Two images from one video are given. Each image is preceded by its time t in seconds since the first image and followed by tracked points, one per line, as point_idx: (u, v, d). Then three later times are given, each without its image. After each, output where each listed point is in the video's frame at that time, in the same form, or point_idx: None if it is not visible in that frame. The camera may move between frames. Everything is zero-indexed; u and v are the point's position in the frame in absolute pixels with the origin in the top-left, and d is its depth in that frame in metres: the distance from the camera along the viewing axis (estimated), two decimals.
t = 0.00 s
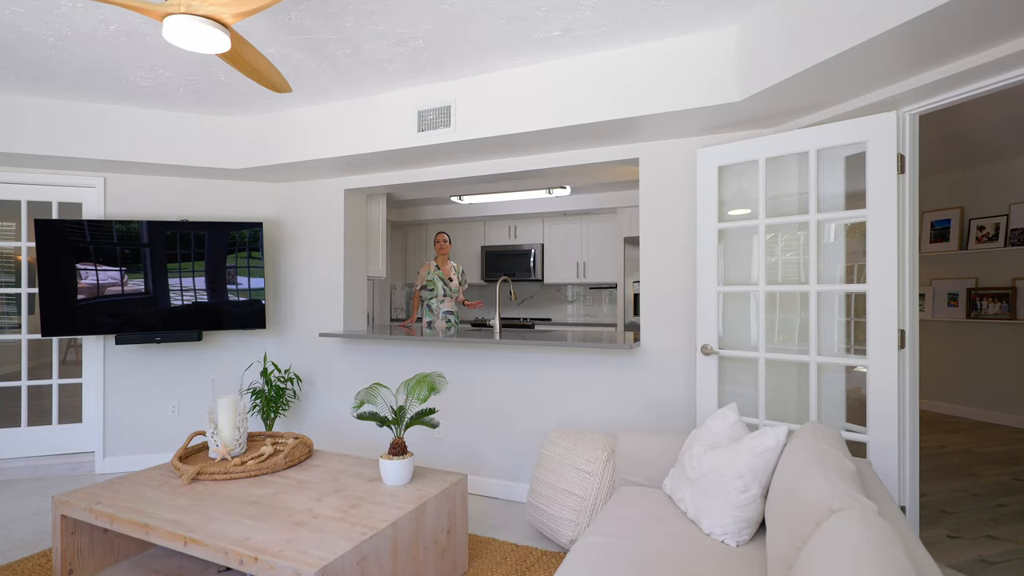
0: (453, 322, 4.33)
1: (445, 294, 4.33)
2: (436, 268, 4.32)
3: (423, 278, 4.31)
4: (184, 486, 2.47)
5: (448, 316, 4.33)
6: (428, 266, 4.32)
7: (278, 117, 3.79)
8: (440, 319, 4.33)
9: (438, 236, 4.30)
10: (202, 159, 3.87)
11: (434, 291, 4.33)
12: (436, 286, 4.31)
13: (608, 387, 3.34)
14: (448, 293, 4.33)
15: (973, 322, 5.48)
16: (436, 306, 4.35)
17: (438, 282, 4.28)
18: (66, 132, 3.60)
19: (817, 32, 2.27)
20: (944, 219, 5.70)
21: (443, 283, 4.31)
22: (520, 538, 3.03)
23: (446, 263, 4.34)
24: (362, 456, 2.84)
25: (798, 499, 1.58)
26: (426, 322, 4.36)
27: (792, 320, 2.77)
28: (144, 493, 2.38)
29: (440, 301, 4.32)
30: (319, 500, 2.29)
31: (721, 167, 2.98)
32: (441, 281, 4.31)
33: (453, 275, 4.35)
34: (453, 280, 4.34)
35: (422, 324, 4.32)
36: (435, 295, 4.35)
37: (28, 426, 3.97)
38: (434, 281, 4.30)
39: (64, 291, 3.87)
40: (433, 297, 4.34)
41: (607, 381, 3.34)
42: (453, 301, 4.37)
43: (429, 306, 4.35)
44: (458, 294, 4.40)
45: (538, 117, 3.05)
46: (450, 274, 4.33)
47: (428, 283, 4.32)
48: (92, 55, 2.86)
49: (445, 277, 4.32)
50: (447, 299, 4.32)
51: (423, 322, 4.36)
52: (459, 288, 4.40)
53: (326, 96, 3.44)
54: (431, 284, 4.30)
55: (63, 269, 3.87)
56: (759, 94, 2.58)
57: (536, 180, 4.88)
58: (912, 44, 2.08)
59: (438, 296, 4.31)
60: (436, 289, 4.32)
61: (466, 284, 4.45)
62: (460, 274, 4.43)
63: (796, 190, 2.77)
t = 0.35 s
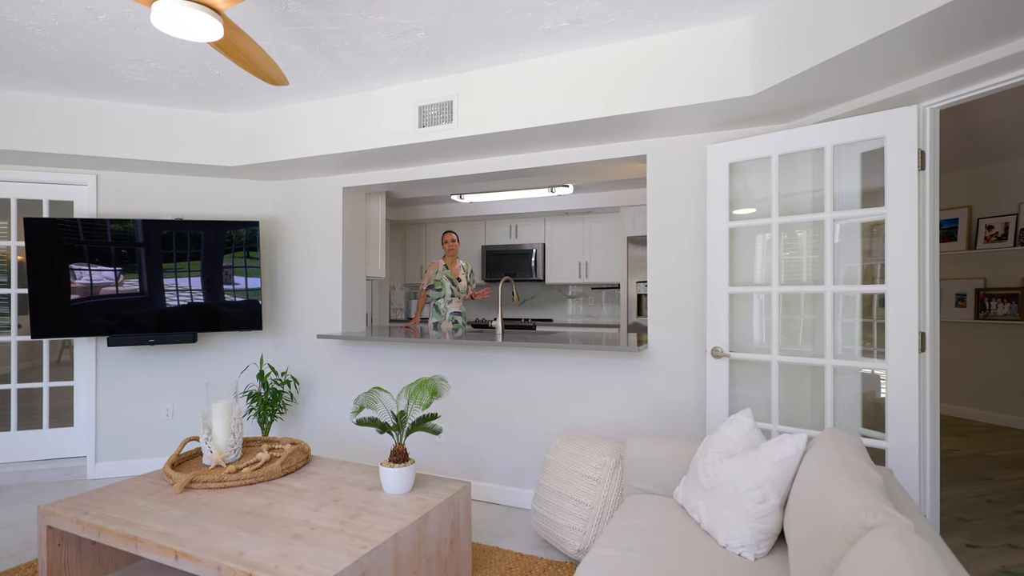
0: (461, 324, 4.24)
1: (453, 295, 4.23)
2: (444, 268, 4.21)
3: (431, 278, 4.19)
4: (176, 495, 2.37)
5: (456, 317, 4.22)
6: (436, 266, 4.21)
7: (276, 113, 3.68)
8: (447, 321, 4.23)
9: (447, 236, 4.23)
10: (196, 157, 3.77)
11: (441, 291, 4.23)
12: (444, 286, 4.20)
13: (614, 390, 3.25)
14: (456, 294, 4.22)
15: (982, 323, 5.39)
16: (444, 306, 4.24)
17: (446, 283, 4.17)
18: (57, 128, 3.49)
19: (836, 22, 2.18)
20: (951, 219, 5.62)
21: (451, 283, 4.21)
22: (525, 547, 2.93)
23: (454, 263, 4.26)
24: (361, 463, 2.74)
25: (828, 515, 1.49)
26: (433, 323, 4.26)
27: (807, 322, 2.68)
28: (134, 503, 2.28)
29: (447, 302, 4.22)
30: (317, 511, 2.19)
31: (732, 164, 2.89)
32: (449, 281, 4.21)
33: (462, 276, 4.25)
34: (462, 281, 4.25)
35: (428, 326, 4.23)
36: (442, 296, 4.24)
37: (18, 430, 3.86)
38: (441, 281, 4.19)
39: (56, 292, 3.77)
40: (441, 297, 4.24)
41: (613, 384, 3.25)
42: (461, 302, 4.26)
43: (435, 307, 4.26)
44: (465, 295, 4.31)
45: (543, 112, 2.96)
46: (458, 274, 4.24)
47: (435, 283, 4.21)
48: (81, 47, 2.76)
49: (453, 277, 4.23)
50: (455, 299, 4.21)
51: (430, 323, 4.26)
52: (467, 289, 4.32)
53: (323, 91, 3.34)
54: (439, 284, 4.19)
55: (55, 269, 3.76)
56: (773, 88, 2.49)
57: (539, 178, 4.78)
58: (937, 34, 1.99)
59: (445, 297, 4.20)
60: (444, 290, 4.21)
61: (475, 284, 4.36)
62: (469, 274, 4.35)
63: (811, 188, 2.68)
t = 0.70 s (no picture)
0: (469, 326, 4.14)
1: (462, 297, 4.14)
2: (453, 269, 4.13)
3: (440, 279, 4.11)
4: (165, 507, 2.26)
5: (465, 320, 4.12)
6: (445, 267, 4.12)
7: (271, 109, 3.58)
8: (456, 323, 4.12)
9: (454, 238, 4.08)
10: (189, 154, 3.66)
11: (450, 293, 4.14)
12: (453, 288, 4.12)
13: (620, 395, 3.15)
14: (465, 296, 4.13)
15: (989, 325, 5.32)
16: (452, 309, 4.15)
17: (454, 284, 4.09)
18: (44, 124, 3.38)
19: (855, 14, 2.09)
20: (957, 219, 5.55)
21: (460, 285, 4.12)
22: (528, 557, 2.84)
23: (464, 264, 4.15)
24: (359, 472, 2.64)
25: (865, 538, 1.40)
26: (442, 326, 4.15)
27: (820, 325, 2.59)
28: (121, 515, 2.18)
29: (456, 304, 4.12)
30: (313, 524, 2.09)
31: (743, 161, 2.80)
32: (458, 283, 4.12)
33: (472, 278, 4.16)
34: (471, 283, 4.16)
35: (436, 327, 4.14)
36: (451, 298, 4.15)
37: (4, 435, 3.74)
38: (451, 282, 4.11)
39: (44, 293, 3.65)
40: (450, 300, 4.15)
41: (619, 389, 3.16)
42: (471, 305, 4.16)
43: (444, 309, 4.16)
44: (475, 298, 4.21)
45: (547, 109, 2.86)
46: (468, 277, 4.15)
47: (445, 285, 4.13)
48: (67, 39, 2.65)
49: (463, 279, 4.14)
50: (464, 301, 4.12)
51: (438, 326, 4.17)
52: (477, 291, 4.21)
53: (320, 86, 3.24)
54: (448, 286, 4.12)
55: (43, 270, 3.65)
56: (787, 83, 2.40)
57: (540, 177, 4.69)
58: (963, 26, 1.90)
59: (455, 299, 4.11)
60: (453, 292, 4.12)
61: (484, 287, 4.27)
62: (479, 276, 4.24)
63: (825, 186, 2.59)
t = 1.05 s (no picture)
0: (481, 327, 4.05)
1: (472, 297, 4.04)
2: (461, 268, 4.01)
3: (448, 278, 4.01)
4: (156, 521, 2.15)
5: (476, 321, 4.03)
6: (453, 266, 4.01)
7: (266, 105, 3.47)
8: (467, 324, 4.04)
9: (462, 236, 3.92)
10: (183, 152, 3.55)
11: (460, 293, 4.05)
12: (462, 287, 4.03)
13: (628, 400, 3.06)
14: (475, 294, 4.03)
15: (997, 327, 5.24)
16: (464, 309, 4.06)
17: (463, 284, 3.99)
18: (33, 120, 3.27)
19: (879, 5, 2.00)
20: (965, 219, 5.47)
21: (469, 284, 4.02)
22: (534, 569, 2.74)
23: (472, 261, 4.02)
24: (358, 482, 2.53)
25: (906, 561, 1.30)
26: (454, 327, 4.08)
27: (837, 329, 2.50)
28: (109, 530, 2.07)
29: (467, 305, 4.03)
30: (311, 539, 1.99)
31: (756, 160, 2.71)
32: (467, 281, 4.02)
33: (481, 275, 4.05)
34: (480, 280, 4.04)
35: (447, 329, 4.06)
36: (461, 298, 4.06)
37: None
38: (459, 282, 4.01)
39: (33, 295, 3.53)
40: (460, 300, 4.06)
41: (627, 394, 3.06)
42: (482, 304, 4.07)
43: (455, 310, 4.08)
44: (486, 295, 4.10)
45: (554, 104, 2.76)
46: (477, 274, 4.03)
47: (453, 285, 4.04)
48: (54, 30, 2.54)
49: (471, 277, 4.02)
50: (475, 301, 4.02)
51: (449, 327, 4.09)
52: (487, 288, 4.10)
53: (319, 81, 3.14)
54: (457, 285, 4.02)
55: (32, 271, 3.53)
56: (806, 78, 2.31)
57: (542, 176, 4.59)
58: (995, 17, 1.81)
59: (465, 299, 4.02)
60: (463, 291, 4.03)
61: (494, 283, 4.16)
62: (488, 272, 4.12)
63: (843, 185, 2.50)
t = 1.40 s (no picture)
0: (486, 332, 3.93)
1: (476, 300, 3.92)
2: (465, 270, 3.89)
3: (452, 281, 3.87)
4: (144, 540, 2.02)
5: (480, 325, 3.91)
6: (457, 268, 3.89)
7: (262, 100, 3.33)
8: (471, 328, 3.91)
9: (471, 236, 3.81)
10: (175, 148, 3.41)
11: (463, 296, 3.92)
12: (466, 290, 3.90)
13: (639, 407, 2.94)
14: (479, 298, 3.91)
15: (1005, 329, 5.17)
16: (467, 312, 3.94)
17: (467, 287, 3.87)
18: (16, 114, 3.12)
19: None
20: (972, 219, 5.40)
21: (473, 287, 3.90)
22: None
23: (477, 264, 3.91)
24: (359, 495, 2.40)
25: None
26: (457, 330, 3.96)
27: (862, 334, 2.38)
28: (94, 550, 1.93)
29: (471, 308, 3.91)
30: (311, 560, 1.86)
31: (775, 157, 2.60)
32: (472, 285, 3.89)
33: (485, 278, 3.93)
34: (485, 284, 3.93)
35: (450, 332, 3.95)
36: (465, 300, 3.94)
37: None
38: (463, 284, 3.88)
39: (17, 297, 3.38)
40: (463, 302, 3.94)
41: (638, 401, 2.94)
42: (486, 308, 3.95)
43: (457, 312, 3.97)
44: (490, 299, 3.99)
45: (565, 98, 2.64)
46: (482, 277, 3.91)
47: (457, 287, 3.91)
48: (36, 18, 2.40)
49: (476, 280, 3.91)
50: (479, 304, 3.90)
51: (452, 330, 3.98)
52: (491, 292, 3.98)
53: (317, 74, 3.01)
54: (461, 288, 3.89)
55: (17, 271, 3.38)
56: (834, 70, 2.19)
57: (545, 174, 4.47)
58: None
59: (468, 302, 3.90)
60: (466, 294, 3.90)
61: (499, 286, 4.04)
62: (492, 275, 4.00)
63: (867, 183, 2.39)
